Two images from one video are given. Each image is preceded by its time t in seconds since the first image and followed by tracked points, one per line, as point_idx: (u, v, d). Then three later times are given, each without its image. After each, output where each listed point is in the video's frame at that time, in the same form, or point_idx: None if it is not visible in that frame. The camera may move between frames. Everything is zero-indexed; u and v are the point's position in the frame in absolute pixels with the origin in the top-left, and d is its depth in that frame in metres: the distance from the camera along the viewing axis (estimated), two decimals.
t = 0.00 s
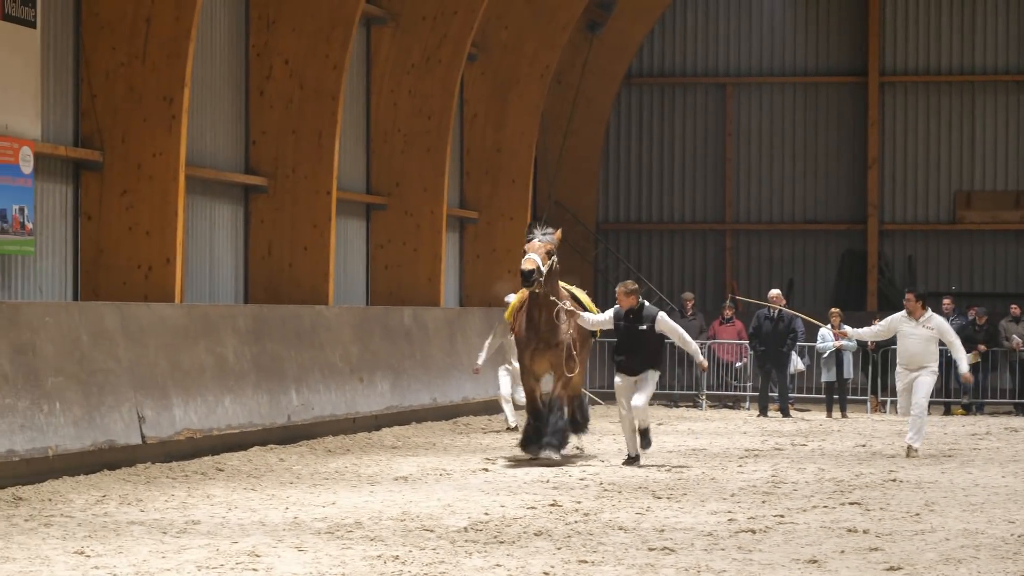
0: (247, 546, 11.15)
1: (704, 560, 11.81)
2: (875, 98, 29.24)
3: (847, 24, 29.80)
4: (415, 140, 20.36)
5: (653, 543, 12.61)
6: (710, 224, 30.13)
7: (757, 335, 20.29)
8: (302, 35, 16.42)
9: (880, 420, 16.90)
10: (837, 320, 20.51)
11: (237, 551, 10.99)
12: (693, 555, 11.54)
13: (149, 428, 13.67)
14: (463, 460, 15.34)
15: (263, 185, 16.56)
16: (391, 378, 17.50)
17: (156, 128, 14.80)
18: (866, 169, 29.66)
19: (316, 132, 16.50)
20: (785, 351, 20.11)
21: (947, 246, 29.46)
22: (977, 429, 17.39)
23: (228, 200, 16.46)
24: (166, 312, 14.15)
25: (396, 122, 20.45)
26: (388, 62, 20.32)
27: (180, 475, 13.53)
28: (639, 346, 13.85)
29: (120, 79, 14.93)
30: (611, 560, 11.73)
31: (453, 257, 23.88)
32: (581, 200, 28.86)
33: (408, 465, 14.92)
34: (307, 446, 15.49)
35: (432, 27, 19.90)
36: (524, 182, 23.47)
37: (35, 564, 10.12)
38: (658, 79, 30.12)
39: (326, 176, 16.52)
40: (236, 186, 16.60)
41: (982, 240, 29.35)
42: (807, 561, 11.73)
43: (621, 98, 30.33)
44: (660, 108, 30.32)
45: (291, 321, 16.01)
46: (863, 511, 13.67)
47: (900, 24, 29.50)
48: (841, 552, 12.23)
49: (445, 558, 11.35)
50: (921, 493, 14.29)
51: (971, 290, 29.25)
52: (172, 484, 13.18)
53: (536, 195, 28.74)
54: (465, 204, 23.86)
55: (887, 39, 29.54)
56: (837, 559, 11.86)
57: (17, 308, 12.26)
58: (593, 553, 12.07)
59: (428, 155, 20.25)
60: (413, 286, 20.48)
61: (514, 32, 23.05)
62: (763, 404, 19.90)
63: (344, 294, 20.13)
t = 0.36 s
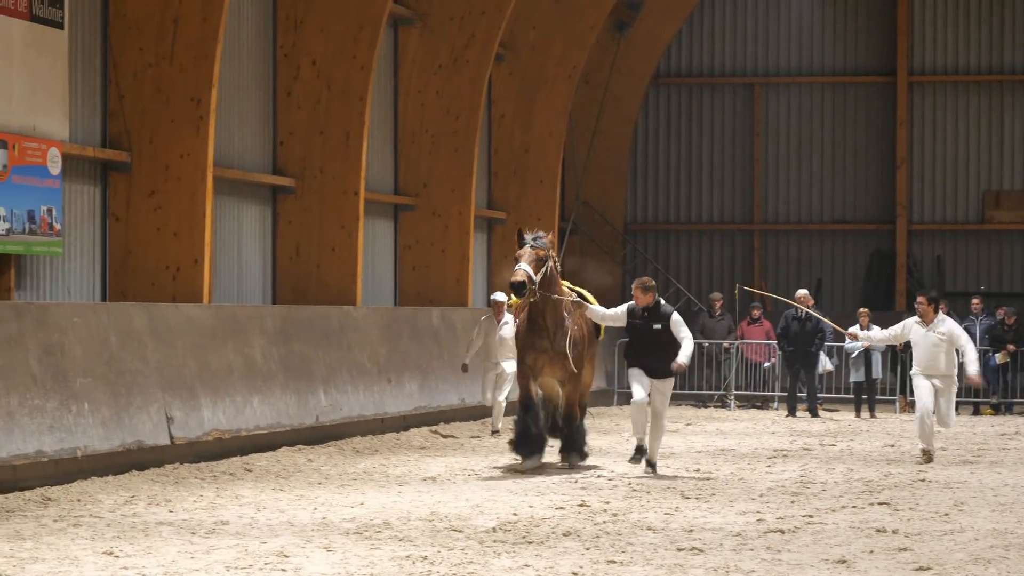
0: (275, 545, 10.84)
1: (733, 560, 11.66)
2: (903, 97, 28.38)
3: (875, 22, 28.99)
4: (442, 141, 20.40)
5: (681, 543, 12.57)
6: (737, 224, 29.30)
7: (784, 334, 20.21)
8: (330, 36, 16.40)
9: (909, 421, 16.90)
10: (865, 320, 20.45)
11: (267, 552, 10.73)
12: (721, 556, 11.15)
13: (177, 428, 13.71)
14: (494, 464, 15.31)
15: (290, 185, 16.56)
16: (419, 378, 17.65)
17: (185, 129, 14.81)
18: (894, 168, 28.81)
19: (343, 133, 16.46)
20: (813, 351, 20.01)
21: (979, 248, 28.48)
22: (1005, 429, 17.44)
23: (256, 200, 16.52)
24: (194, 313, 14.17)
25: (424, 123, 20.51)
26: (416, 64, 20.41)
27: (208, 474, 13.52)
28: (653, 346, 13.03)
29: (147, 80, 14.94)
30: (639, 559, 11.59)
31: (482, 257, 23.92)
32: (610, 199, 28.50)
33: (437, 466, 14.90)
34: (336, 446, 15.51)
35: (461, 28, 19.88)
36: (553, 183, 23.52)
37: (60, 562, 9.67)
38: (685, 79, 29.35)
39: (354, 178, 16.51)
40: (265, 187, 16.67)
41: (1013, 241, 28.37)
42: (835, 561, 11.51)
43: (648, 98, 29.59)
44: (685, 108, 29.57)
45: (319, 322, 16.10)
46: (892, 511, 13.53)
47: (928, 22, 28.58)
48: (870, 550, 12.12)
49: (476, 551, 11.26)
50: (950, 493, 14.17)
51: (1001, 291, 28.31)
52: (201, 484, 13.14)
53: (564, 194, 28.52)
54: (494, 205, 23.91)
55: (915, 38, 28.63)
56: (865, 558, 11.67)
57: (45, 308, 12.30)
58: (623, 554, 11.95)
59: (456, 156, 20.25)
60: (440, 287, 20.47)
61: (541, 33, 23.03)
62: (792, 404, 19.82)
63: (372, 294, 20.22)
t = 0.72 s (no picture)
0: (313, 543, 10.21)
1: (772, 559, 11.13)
2: (944, 96, 28.00)
3: (915, 21, 28.58)
4: (482, 142, 20.42)
5: (722, 542, 12.05)
6: (778, 224, 28.89)
7: (824, 336, 20.14)
8: (369, 36, 16.55)
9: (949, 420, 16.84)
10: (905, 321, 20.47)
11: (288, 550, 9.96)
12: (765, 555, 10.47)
13: (218, 428, 13.63)
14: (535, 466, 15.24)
15: (331, 186, 16.70)
16: (458, 378, 17.76)
17: (225, 129, 14.85)
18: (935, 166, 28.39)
19: (383, 134, 16.60)
20: (854, 351, 19.99)
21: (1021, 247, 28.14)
22: None
23: (295, 201, 16.65)
24: (234, 313, 14.16)
25: (463, 123, 20.53)
26: (455, 64, 20.43)
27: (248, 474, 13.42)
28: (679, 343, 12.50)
29: (187, 80, 14.96)
30: (680, 559, 10.96)
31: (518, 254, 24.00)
32: (650, 199, 27.89)
33: (477, 464, 14.79)
34: (376, 446, 15.49)
35: (500, 28, 19.92)
36: (591, 183, 23.54)
37: (104, 564, 8.62)
38: (728, 79, 28.91)
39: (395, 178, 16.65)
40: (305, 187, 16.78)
41: None
42: (877, 560, 11.16)
43: (688, 99, 29.22)
44: (725, 108, 29.18)
45: (358, 322, 16.11)
46: (934, 511, 13.33)
47: (969, 20, 28.24)
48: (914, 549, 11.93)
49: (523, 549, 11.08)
50: (992, 493, 14.02)
51: None
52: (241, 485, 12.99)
53: (604, 193, 27.95)
54: (533, 205, 23.98)
55: (955, 37, 28.29)
56: (907, 558, 11.35)
57: (84, 308, 12.19)
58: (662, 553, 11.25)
59: (495, 155, 20.31)
60: (480, 286, 20.62)
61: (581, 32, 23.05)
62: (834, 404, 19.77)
63: (411, 293, 20.29)
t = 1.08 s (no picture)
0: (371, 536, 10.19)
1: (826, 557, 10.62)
2: (997, 90, 27.56)
3: (967, 16, 28.15)
4: (535, 137, 20.52)
5: (773, 537, 11.77)
6: (830, 219, 28.45)
7: (879, 331, 20.06)
8: (419, 31, 16.59)
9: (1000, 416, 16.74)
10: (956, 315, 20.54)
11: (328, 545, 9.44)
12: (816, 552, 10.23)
13: (270, 424, 13.62)
14: (590, 464, 15.23)
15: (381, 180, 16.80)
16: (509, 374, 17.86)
17: (276, 126, 14.84)
18: (989, 162, 27.92)
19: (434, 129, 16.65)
20: (907, 345, 19.98)
21: None
22: None
23: (347, 197, 16.76)
24: (285, 310, 14.23)
25: (515, 119, 20.67)
26: (506, 59, 20.61)
27: (299, 469, 13.39)
28: (712, 340, 11.24)
29: (238, 76, 14.93)
30: (733, 556, 10.44)
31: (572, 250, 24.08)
32: (701, 194, 27.73)
33: (529, 459, 14.74)
34: (428, 441, 15.53)
35: (550, 23, 20.04)
36: (643, 180, 23.61)
37: (156, 559, 8.41)
38: (777, 74, 28.53)
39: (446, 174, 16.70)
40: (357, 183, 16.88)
41: None
42: (931, 556, 10.82)
43: (739, 93, 28.76)
44: (776, 103, 28.74)
45: (408, 317, 16.17)
46: (988, 506, 13.16)
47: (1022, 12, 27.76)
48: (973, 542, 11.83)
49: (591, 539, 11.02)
50: None
51: None
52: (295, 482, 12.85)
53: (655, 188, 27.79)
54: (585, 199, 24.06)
55: (1009, 30, 27.84)
56: (961, 554, 10.92)
57: (136, 303, 12.18)
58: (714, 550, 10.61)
59: (547, 151, 20.43)
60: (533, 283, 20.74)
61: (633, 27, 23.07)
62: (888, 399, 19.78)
63: (463, 289, 20.35)
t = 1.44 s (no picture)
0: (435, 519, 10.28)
1: (880, 543, 10.06)
2: None
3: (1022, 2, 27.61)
4: (586, 125, 20.76)
5: (827, 524, 11.06)
6: (883, 205, 28.00)
7: (934, 316, 20.15)
8: (471, 18, 16.79)
9: None
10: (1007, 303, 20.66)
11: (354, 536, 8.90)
12: (868, 535, 9.78)
13: (323, 411, 13.60)
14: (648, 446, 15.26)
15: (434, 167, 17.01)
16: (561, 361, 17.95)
17: (327, 114, 14.85)
18: None
19: (487, 115, 16.86)
20: (960, 332, 20.06)
21: None
22: None
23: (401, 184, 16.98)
24: (338, 297, 14.24)
25: (568, 105, 20.86)
26: (559, 44, 20.77)
27: (354, 457, 13.37)
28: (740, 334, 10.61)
29: (291, 63, 14.91)
30: (783, 541, 9.78)
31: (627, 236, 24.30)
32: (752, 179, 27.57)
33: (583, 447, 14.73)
34: (481, 428, 15.62)
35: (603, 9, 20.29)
36: (697, 164, 23.56)
37: (211, 546, 8.32)
38: (830, 59, 28.12)
39: (498, 159, 16.92)
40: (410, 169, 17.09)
41: None
42: (985, 542, 10.26)
43: (792, 79, 28.31)
44: (829, 89, 28.31)
45: (459, 305, 16.20)
46: None
47: None
48: None
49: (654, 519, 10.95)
50: None
51: None
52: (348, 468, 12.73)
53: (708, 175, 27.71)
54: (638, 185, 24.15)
55: None
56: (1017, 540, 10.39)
57: (190, 291, 12.06)
58: (768, 536, 10.06)
59: (598, 138, 20.69)
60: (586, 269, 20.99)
61: (685, 15, 22.99)
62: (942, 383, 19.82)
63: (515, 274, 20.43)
